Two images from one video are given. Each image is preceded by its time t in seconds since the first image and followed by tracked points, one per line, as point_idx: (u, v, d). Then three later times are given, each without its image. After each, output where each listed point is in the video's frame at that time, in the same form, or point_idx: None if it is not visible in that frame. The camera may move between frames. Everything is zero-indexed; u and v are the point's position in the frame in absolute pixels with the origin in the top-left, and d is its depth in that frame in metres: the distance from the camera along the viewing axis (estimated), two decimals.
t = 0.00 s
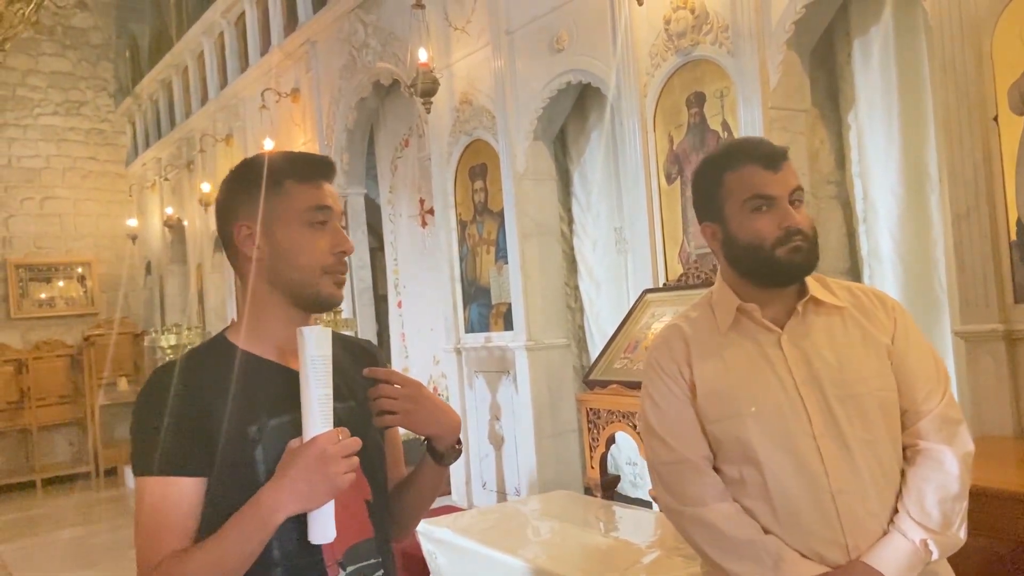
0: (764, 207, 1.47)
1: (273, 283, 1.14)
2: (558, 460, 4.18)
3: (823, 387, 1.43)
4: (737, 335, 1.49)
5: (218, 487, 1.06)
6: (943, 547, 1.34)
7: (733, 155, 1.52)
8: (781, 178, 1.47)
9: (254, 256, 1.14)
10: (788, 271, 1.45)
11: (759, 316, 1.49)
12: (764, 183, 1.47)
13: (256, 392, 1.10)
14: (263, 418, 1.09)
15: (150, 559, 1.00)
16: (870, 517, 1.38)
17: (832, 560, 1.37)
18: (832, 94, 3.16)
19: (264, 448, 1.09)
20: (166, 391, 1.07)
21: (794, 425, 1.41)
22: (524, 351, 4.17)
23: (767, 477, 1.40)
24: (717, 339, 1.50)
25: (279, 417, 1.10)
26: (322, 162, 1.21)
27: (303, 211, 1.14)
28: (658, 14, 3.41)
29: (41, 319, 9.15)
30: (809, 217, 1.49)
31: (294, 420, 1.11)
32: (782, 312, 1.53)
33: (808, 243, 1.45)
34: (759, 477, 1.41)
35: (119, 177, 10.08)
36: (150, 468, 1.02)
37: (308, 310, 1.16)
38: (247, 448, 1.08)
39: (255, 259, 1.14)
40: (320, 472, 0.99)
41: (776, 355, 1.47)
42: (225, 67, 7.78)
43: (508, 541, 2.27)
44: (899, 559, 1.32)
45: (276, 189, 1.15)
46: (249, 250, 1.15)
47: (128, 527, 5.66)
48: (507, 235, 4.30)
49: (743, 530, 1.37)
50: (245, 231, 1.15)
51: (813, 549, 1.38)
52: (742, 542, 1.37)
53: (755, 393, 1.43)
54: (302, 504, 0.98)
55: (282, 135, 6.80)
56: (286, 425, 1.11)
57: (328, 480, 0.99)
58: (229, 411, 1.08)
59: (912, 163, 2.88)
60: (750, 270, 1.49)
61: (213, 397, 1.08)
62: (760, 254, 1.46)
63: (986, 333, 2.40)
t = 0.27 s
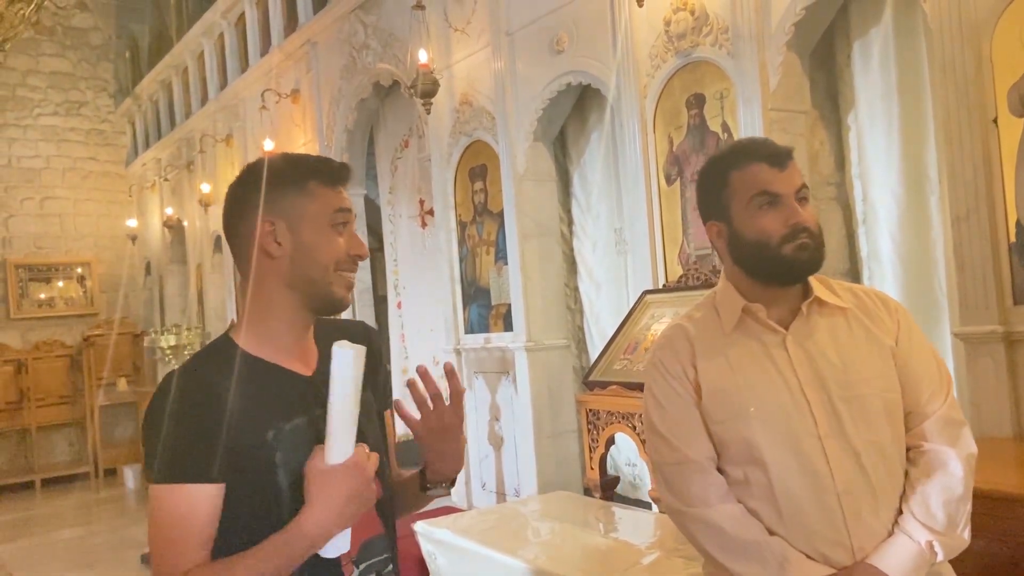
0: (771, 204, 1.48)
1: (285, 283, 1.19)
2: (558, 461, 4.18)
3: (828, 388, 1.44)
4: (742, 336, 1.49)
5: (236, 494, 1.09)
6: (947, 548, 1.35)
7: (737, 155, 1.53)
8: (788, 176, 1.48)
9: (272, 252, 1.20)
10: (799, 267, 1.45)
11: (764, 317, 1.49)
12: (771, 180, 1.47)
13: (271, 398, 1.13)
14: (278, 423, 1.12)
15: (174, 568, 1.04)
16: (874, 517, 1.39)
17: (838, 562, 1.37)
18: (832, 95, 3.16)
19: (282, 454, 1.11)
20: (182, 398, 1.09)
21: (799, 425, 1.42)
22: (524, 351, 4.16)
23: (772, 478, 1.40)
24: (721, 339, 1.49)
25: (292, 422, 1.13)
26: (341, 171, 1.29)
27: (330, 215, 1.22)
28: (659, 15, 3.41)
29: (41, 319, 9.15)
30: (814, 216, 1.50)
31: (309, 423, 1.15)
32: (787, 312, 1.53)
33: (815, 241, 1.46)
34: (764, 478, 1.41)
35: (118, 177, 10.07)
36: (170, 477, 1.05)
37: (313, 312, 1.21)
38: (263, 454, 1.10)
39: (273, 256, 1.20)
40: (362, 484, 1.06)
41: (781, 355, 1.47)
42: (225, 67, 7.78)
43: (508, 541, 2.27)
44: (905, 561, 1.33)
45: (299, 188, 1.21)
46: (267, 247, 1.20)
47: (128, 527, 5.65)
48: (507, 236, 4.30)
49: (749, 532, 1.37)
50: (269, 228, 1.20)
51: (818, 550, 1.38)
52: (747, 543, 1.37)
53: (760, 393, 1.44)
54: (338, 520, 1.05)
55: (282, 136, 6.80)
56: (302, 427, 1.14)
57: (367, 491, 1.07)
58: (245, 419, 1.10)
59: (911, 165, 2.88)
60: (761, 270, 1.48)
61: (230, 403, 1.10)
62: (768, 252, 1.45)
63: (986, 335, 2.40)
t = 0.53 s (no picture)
0: (778, 203, 1.49)
1: (313, 284, 1.08)
2: (556, 462, 4.18)
3: (831, 389, 1.44)
4: (746, 336, 1.50)
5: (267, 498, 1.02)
6: (949, 549, 1.36)
7: (744, 153, 1.53)
8: (793, 175, 1.50)
9: (302, 251, 1.08)
10: (802, 265, 1.46)
11: (768, 317, 1.50)
12: (776, 178, 1.49)
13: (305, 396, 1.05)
14: (309, 426, 1.04)
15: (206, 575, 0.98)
16: (876, 518, 1.40)
17: (840, 563, 1.38)
18: (830, 97, 3.16)
19: (315, 458, 1.03)
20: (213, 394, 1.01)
21: (802, 426, 1.42)
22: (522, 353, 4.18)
23: (774, 478, 1.40)
24: (724, 339, 1.50)
25: (330, 423, 1.05)
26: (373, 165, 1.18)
27: (363, 211, 1.10)
28: (657, 17, 3.42)
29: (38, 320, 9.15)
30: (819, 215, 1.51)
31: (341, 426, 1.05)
32: (790, 313, 1.54)
33: (820, 240, 1.47)
34: (767, 478, 1.41)
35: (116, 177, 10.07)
36: (201, 481, 0.98)
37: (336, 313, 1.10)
38: (295, 456, 1.02)
39: (303, 255, 1.08)
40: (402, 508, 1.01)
41: (784, 355, 1.48)
42: (223, 68, 7.79)
43: (506, 542, 2.27)
44: (909, 562, 1.34)
45: (332, 189, 1.10)
46: (297, 245, 1.08)
47: (125, 528, 5.65)
48: (505, 237, 4.31)
49: (753, 531, 1.37)
50: (301, 227, 1.08)
51: (819, 551, 1.39)
52: (750, 544, 1.36)
53: (763, 393, 1.44)
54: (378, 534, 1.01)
55: (281, 137, 6.80)
56: (340, 428, 1.05)
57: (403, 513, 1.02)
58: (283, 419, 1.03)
59: (908, 168, 2.89)
60: (766, 268, 1.49)
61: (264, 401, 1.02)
62: (774, 251, 1.47)
63: (983, 337, 2.41)
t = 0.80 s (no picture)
0: (788, 203, 1.49)
1: (374, 285, 1.08)
2: (552, 463, 4.18)
3: (836, 389, 1.45)
4: (753, 335, 1.50)
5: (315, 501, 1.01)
6: (952, 553, 1.37)
7: (752, 155, 1.54)
8: (801, 176, 1.50)
9: (363, 253, 1.08)
10: (810, 266, 1.46)
11: (776, 317, 1.50)
12: (781, 178, 1.49)
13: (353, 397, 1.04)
14: (357, 428, 1.02)
15: None
16: (879, 519, 1.41)
17: (841, 563, 1.38)
18: (826, 100, 3.17)
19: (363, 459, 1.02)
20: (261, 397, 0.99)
21: (806, 426, 1.43)
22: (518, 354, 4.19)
23: (778, 477, 1.41)
24: (732, 338, 1.50)
25: (381, 424, 1.05)
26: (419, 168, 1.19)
27: (419, 215, 1.12)
28: (653, 19, 3.43)
29: (32, 320, 9.11)
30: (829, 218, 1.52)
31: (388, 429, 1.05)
32: (799, 313, 1.54)
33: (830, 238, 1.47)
34: (770, 478, 1.42)
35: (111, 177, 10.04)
36: (255, 484, 0.97)
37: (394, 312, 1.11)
38: (344, 459, 1.01)
39: (364, 257, 1.08)
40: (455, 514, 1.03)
41: (791, 355, 1.48)
42: (219, 68, 7.78)
43: (502, 543, 2.28)
44: (909, 564, 1.36)
45: (390, 190, 1.11)
46: (358, 247, 1.09)
47: (119, 529, 5.63)
48: (502, 239, 4.31)
49: (753, 529, 1.38)
50: (361, 229, 1.09)
51: (821, 551, 1.39)
52: (751, 541, 1.37)
53: (769, 393, 1.45)
54: (429, 535, 1.01)
55: (277, 137, 6.80)
56: (388, 431, 1.05)
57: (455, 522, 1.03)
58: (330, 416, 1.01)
59: (903, 170, 2.90)
60: (777, 267, 1.49)
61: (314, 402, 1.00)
62: (784, 249, 1.46)
63: (977, 339, 2.42)
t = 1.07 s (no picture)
0: (798, 203, 1.49)
1: (430, 284, 1.08)
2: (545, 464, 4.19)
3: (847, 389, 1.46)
4: (767, 332, 1.52)
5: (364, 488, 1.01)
6: (960, 555, 1.38)
7: (764, 155, 1.54)
8: (815, 174, 1.49)
9: (420, 252, 1.08)
10: (819, 267, 1.47)
11: (790, 314, 1.51)
12: (793, 179, 1.49)
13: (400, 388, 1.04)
14: (404, 416, 1.03)
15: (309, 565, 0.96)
16: (887, 518, 1.42)
17: (846, 561, 1.41)
18: (819, 104, 3.19)
19: (410, 447, 1.03)
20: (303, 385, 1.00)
21: (816, 424, 1.44)
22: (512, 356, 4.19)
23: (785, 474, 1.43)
24: (745, 335, 1.52)
25: (430, 413, 1.05)
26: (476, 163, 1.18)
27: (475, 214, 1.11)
28: (647, 22, 3.44)
29: (24, 321, 9.07)
30: (844, 216, 1.51)
31: (438, 416, 1.06)
32: (813, 311, 1.55)
33: (840, 239, 1.47)
34: (778, 475, 1.44)
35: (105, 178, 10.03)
36: (301, 467, 0.97)
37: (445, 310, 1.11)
38: (391, 446, 1.02)
39: (421, 256, 1.08)
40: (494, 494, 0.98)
41: (804, 353, 1.49)
42: (213, 69, 7.78)
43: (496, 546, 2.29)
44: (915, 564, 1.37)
45: (449, 188, 1.10)
46: (414, 246, 1.08)
47: (112, 530, 5.62)
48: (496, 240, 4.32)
49: (758, 524, 1.41)
50: (418, 228, 1.08)
51: (828, 548, 1.42)
52: (757, 536, 1.40)
53: (780, 391, 1.46)
54: (470, 520, 0.97)
55: (270, 138, 6.79)
56: (440, 417, 1.06)
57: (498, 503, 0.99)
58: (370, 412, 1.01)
59: (896, 174, 2.92)
60: (785, 268, 1.50)
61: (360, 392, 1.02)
62: (794, 249, 1.48)
63: (967, 342, 2.44)
